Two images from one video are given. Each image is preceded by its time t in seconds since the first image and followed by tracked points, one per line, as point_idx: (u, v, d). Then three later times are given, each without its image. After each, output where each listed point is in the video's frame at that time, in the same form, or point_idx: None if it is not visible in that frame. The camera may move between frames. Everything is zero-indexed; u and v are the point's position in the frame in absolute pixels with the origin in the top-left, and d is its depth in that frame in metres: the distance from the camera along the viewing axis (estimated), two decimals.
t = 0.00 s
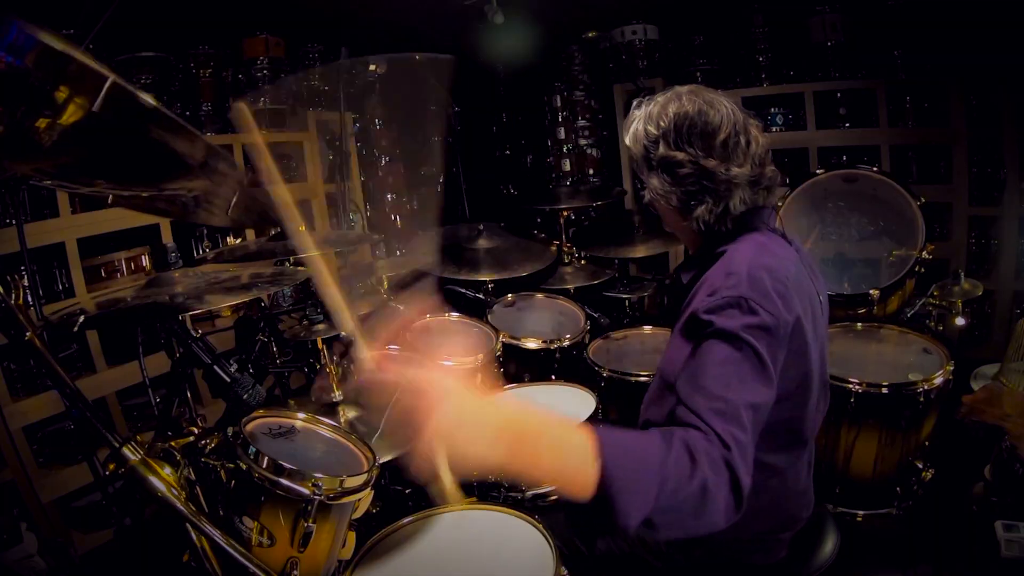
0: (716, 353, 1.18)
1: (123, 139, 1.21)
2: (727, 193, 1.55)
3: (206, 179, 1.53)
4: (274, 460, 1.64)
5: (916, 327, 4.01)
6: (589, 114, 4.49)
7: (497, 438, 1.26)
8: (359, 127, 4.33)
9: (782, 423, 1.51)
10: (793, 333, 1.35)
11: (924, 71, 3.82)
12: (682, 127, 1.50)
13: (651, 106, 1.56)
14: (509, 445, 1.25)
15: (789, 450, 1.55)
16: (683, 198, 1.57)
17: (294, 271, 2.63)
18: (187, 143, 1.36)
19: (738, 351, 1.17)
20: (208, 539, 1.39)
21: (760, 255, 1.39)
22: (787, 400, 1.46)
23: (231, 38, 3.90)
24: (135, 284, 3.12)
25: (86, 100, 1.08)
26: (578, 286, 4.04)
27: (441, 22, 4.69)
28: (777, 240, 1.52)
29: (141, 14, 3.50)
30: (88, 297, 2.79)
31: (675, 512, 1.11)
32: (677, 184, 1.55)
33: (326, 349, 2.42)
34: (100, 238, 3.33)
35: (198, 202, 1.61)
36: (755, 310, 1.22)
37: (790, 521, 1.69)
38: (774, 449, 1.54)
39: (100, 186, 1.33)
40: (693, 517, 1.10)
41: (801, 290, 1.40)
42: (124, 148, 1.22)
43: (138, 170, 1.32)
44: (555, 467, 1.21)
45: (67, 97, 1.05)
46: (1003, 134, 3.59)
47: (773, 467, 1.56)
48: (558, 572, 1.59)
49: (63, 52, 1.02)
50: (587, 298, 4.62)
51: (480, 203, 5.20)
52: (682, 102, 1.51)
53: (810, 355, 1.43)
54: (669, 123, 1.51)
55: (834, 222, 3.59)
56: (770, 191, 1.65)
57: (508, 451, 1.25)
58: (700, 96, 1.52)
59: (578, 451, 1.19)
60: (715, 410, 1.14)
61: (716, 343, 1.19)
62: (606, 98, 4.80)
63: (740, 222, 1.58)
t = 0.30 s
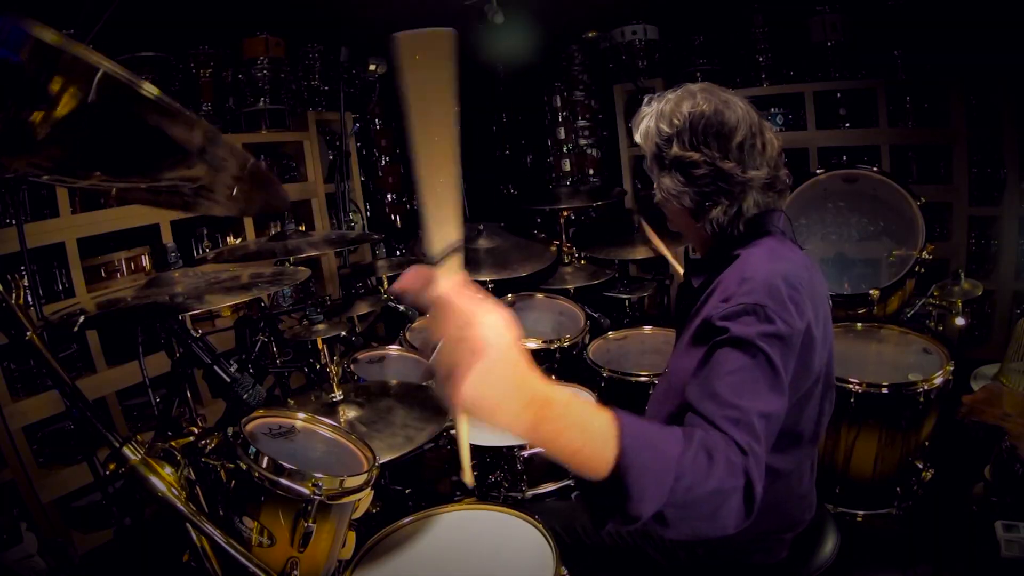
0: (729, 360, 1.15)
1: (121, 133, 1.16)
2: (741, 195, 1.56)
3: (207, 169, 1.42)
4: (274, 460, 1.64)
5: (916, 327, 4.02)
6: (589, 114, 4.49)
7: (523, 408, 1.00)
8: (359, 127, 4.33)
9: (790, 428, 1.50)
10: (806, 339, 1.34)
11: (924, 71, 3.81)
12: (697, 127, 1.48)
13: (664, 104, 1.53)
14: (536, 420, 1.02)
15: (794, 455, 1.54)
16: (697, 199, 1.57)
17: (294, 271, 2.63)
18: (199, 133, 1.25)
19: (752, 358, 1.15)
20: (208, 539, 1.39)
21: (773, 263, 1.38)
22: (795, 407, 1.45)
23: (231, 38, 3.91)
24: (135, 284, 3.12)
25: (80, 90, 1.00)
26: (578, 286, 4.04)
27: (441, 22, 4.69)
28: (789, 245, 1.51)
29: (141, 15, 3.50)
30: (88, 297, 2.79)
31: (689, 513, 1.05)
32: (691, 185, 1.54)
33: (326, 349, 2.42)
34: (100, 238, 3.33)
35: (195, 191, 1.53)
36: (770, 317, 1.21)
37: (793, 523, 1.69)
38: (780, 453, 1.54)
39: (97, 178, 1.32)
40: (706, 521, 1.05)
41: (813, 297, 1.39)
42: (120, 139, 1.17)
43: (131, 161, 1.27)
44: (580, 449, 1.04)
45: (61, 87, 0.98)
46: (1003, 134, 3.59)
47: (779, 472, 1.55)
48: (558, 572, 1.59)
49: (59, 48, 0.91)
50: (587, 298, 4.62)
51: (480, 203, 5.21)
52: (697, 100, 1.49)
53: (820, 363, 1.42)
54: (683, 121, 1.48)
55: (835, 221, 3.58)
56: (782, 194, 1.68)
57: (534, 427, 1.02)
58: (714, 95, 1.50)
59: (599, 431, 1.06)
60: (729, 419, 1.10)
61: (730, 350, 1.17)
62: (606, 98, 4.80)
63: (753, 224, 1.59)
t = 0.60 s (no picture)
0: (741, 349, 1.16)
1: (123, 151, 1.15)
2: (752, 198, 1.55)
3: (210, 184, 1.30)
4: (274, 460, 1.64)
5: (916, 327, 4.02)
6: (588, 114, 4.49)
7: (488, 430, 0.93)
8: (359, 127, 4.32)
9: (794, 424, 1.51)
10: (815, 334, 1.34)
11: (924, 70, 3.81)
12: (709, 129, 1.46)
13: (673, 102, 1.51)
14: (503, 441, 0.95)
15: (795, 453, 1.54)
16: (708, 203, 1.57)
17: (294, 271, 2.62)
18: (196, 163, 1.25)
19: (764, 348, 1.16)
20: (207, 539, 1.39)
21: (788, 260, 1.39)
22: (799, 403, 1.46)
23: (231, 38, 3.91)
24: (135, 284, 3.12)
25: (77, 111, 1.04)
26: (578, 285, 4.04)
27: (441, 22, 4.69)
28: (801, 245, 1.53)
29: (141, 14, 3.50)
30: (88, 297, 2.78)
31: (685, 505, 1.03)
32: (702, 188, 1.54)
33: (326, 349, 2.42)
34: (100, 238, 3.33)
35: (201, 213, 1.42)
36: (785, 310, 1.21)
37: (793, 524, 1.69)
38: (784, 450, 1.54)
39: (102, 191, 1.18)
40: (706, 514, 1.03)
41: (824, 296, 1.40)
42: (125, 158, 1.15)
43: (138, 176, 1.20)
44: (558, 464, 0.98)
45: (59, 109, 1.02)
46: (1003, 133, 3.59)
47: (782, 469, 1.55)
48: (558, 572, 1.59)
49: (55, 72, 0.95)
50: (587, 298, 4.62)
51: (480, 203, 5.21)
52: (708, 101, 1.46)
53: (826, 360, 1.43)
54: (693, 123, 1.47)
55: (835, 221, 3.58)
56: (792, 194, 1.68)
57: (500, 451, 0.95)
58: (725, 95, 1.48)
59: (578, 441, 1.00)
60: (736, 406, 1.09)
61: (743, 339, 1.18)
62: (606, 98, 4.80)
63: (765, 225, 1.59)
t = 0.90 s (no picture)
0: (747, 341, 1.16)
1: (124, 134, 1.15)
2: (749, 195, 1.55)
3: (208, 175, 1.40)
4: (274, 460, 1.64)
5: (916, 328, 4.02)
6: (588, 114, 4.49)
7: (492, 419, 1.09)
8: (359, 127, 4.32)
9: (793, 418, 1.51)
10: (819, 327, 1.35)
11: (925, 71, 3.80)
12: (705, 127, 1.47)
13: (669, 101, 1.52)
14: (506, 429, 1.08)
15: (796, 447, 1.55)
16: (705, 200, 1.57)
17: (294, 271, 2.62)
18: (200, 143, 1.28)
19: (769, 341, 1.16)
20: (208, 539, 1.39)
21: (791, 254, 1.39)
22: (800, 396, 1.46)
23: (231, 38, 3.91)
24: (135, 284, 3.12)
25: (81, 96, 1.02)
26: (578, 286, 4.04)
27: (441, 22, 4.69)
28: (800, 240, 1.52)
29: (141, 14, 3.50)
30: (88, 297, 2.78)
31: (691, 494, 1.06)
32: (699, 185, 1.54)
33: (326, 349, 2.42)
34: (100, 238, 3.33)
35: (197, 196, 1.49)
36: (790, 303, 1.21)
37: (791, 520, 1.69)
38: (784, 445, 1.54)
39: (99, 183, 1.31)
40: (712, 497, 1.05)
41: (826, 290, 1.41)
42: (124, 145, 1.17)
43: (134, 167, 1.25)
44: (569, 455, 1.06)
45: (65, 93, 1.00)
46: (1003, 134, 3.59)
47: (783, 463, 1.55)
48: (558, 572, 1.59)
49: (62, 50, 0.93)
50: (587, 298, 4.62)
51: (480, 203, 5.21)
52: (704, 99, 1.47)
53: (824, 353, 1.45)
54: (689, 121, 1.47)
55: (835, 222, 3.58)
56: (789, 194, 1.67)
57: (506, 437, 1.08)
58: (721, 95, 1.48)
59: (577, 431, 1.08)
60: (743, 396, 1.10)
61: (749, 331, 1.17)
62: (606, 98, 4.80)
63: (762, 223, 1.59)
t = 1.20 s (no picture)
0: (745, 350, 1.15)
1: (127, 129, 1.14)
2: (742, 196, 1.55)
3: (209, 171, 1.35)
4: (274, 460, 1.64)
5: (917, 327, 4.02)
6: (588, 114, 4.49)
7: (520, 423, 0.95)
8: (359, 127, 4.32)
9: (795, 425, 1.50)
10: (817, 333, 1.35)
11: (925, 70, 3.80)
12: (696, 129, 1.47)
13: (661, 104, 1.52)
14: (534, 432, 0.97)
15: (795, 452, 1.54)
16: (698, 202, 1.56)
17: (294, 271, 2.62)
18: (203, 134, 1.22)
19: (768, 349, 1.16)
20: (208, 539, 1.39)
21: (785, 259, 1.39)
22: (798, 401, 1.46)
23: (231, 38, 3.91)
24: (135, 284, 3.12)
25: (80, 90, 1.02)
26: (578, 286, 4.04)
27: (440, 22, 4.70)
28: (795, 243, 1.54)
29: (141, 14, 3.50)
30: (88, 297, 2.78)
31: (709, 509, 1.02)
32: (691, 187, 1.54)
33: (326, 349, 2.42)
34: (100, 238, 3.33)
35: (197, 192, 1.42)
36: (786, 309, 1.21)
37: (793, 522, 1.69)
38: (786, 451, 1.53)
39: (98, 180, 1.29)
40: (728, 514, 1.03)
41: (822, 295, 1.41)
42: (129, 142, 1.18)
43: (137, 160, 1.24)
44: (583, 461, 1.00)
45: (63, 87, 1.00)
46: (1003, 133, 3.59)
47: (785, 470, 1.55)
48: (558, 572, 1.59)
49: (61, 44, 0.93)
50: (587, 298, 4.62)
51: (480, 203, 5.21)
52: (695, 101, 1.47)
53: (824, 356, 1.45)
54: (681, 123, 1.47)
55: (835, 221, 3.58)
56: (782, 195, 1.68)
57: (532, 440, 0.97)
58: (712, 96, 1.48)
59: (605, 438, 1.02)
60: (746, 407, 1.09)
61: (746, 340, 1.17)
62: (606, 98, 4.79)
63: (754, 224, 1.59)
